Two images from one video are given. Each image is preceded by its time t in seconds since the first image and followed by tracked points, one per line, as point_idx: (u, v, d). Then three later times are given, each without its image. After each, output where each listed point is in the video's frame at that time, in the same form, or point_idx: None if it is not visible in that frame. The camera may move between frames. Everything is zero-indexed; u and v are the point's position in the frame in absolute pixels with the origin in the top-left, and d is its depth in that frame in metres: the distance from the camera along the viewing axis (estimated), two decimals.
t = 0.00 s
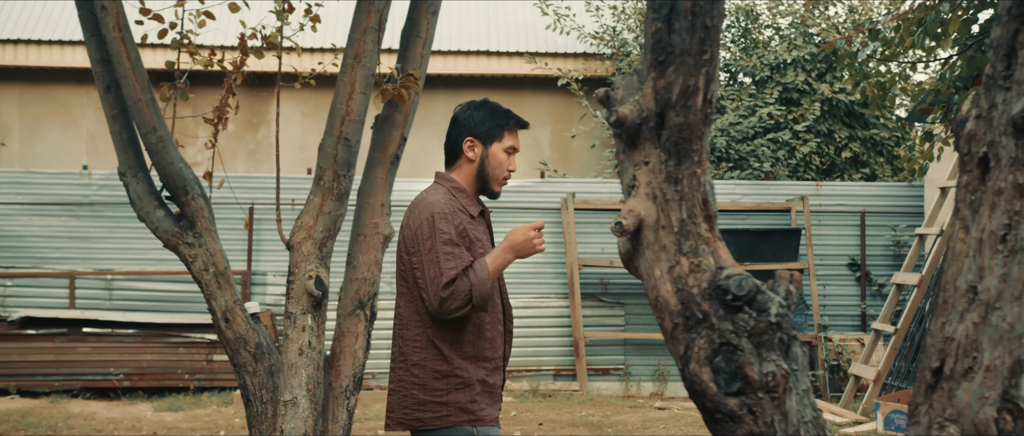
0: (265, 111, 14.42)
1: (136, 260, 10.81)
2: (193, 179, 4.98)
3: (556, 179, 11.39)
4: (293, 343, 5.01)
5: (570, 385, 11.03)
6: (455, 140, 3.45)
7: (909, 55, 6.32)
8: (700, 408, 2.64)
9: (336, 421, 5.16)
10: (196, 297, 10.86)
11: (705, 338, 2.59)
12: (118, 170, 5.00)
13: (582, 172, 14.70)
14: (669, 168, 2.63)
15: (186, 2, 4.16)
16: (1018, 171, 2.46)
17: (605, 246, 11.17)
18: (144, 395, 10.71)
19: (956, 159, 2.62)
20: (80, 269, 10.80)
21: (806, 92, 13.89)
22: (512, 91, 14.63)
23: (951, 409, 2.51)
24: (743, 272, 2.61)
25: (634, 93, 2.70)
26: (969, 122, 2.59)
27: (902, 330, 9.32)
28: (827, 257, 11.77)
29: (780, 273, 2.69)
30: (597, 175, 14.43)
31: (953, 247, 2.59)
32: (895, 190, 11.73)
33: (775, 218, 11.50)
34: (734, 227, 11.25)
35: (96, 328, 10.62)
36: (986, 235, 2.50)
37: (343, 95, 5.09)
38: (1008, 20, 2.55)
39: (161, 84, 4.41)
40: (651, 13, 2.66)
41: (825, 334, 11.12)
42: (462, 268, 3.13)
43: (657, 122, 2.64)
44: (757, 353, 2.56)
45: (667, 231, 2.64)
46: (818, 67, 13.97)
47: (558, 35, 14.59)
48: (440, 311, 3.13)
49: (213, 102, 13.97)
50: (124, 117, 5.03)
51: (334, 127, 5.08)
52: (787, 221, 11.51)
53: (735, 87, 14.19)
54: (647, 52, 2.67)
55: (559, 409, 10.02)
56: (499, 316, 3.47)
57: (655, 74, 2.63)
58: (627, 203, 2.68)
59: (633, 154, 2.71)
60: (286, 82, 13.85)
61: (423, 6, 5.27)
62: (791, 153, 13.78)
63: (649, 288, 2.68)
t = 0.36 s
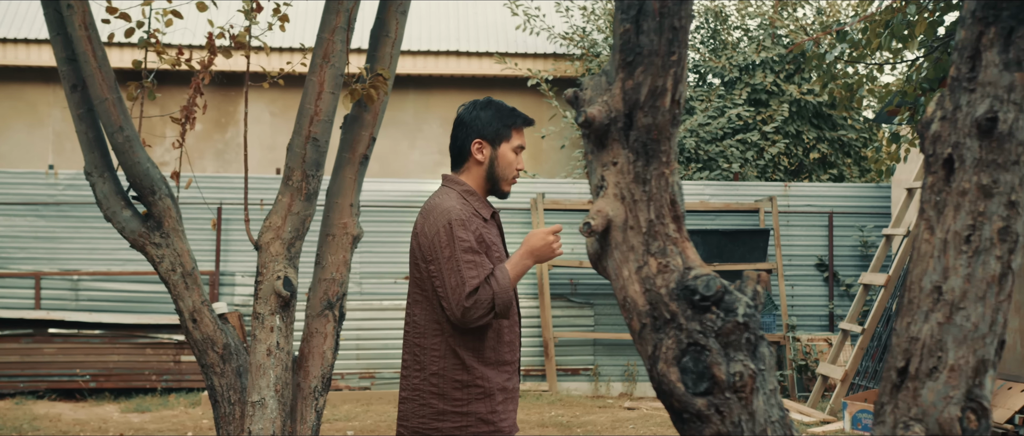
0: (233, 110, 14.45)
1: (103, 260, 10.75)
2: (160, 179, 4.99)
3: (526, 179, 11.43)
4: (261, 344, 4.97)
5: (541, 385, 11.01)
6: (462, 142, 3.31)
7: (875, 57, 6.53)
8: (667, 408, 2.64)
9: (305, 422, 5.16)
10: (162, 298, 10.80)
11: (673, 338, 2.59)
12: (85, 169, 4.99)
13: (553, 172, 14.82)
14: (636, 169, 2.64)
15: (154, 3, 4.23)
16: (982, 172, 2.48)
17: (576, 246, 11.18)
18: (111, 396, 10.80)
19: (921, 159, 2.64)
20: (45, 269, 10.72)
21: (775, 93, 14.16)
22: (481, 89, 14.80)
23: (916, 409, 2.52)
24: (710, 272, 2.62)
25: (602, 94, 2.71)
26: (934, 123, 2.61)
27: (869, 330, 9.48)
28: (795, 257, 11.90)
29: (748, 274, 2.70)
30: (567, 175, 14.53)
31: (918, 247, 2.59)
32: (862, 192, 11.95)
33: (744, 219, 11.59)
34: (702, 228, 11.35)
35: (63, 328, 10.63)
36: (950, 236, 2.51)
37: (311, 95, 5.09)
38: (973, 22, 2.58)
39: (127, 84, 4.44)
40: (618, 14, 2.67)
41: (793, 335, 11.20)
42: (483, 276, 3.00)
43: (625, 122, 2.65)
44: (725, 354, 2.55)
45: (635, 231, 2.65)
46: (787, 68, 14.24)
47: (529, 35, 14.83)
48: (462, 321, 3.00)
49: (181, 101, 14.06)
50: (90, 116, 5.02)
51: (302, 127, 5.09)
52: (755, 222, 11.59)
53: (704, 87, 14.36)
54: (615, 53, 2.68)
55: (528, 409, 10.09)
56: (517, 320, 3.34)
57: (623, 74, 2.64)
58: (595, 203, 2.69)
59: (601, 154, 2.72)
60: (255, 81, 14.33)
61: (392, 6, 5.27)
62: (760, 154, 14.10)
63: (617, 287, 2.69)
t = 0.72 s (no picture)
0: (207, 110, 14.58)
1: (75, 260, 10.77)
2: (131, 178, 4.96)
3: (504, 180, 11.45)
4: (235, 344, 4.95)
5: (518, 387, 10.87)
6: (479, 140, 3.30)
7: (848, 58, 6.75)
8: (641, 408, 2.64)
9: (279, 422, 5.21)
10: (135, 297, 10.87)
11: (647, 338, 2.59)
12: (55, 169, 4.96)
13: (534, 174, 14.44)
14: (610, 169, 2.65)
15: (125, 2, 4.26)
16: (952, 173, 2.49)
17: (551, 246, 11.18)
18: (83, 396, 10.80)
19: (893, 160, 2.65)
20: (17, 269, 10.72)
21: (749, 94, 14.64)
22: (455, 91, 15.04)
23: (887, 408, 2.53)
24: (684, 272, 2.62)
25: (575, 94, 2.72)
26: (905, 125, 2.63)
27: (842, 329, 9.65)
28: (769, 257, 12.04)
29: (721, 274, 2.70)
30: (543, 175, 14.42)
31: (891, 248, 2.60)
32: (835, 192, 12.10)
33: (718, 219, 11.80)
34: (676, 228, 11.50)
35: (34, 329, 10.64)
36: (922, 236, 2.52)
37: (284, 95, 5.08)
38: (943, 23, 2.59)
39: (99, 83, 4.43)
40: (593, 15, 2.67)
41: (767, 334, 11.42)
42: (499, 277, 2.98)
43: (599, 123, 2.66)
44: (698, 353, 2.55)
45: (609, 232, 2.66)
46: (760, 70, 14.69)
47: (500, 36, 14.98)
48: (478, 321, 2.98)
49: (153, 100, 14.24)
50: (62, 115, 5.03)
51: (275, 127, 5.08)
52: (729, 222, 11.80)
53: (679, 87, 14.83)
54: (589, 54, 2.69)
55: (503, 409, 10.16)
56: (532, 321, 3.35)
57: (597, 75, 2.65)
58: (569, 204, 2.70)
59: (576, 154, 2.73)
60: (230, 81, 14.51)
61: (365, 6, 5.27)
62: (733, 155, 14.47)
63: (591, 288, 2.70)
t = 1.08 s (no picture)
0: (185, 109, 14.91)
1: (53, 259, 10.90)
2: (109, 178, 4.95)
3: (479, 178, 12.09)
4: (213, 344, 4.93)
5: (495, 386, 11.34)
6: (490, 139, 3.33)
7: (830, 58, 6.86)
8: (619, 407, 2.64)
9: (257, 422, 5.20)
10: (112, 296, 10.98)
11: (625, 338, 2.59)
12: (32, 168, 4.95)
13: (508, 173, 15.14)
14: (589, 169, 2.66)
15: None
16: (928, 173, 2.49)
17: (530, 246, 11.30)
18: (61, 397, 11.01)
19: (870, 160, 2.65)
20: None
21: (728, 94, 14.90)
22: (436, 92, 15.49)
23: (864, 407, 2.53)
24: (662, 272, 2.62)
25: (555, 93, 2.73)
26: (882, 125, 2.63)
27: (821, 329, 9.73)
28: (747, 257, 12.19)
29: (700, 273, 2.70)
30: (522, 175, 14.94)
31: (867, 247, 2.59)
32: (814, 192, 12.27)
33: (697, 219, 11.93)
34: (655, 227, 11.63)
35: (12, 329, 10.84)
36: (899, 235, 2.51)
37: (264, 94, 5.07)
38: (919, 24, 2.60)
39: (76, 82, 4.41)
40: (571, 14, 2.67)
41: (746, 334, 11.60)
42: (507, 279, 2.99)
43: (578, 122, 2.67)
44: (676, 353, 2.55)
45: (588, 231, 2.66)
46: (739, 69, 14.96)
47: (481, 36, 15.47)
48: (484, 323, 2.99)
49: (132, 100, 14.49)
50: (38, 114, 4.99)
51: (254, 126, 5.06)
52: (708, 221, 11.94)
53: (658, 87, 15.13)
54: (567, 54, 2.69)
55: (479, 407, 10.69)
56: (537, 324, 3.38)
57: (575, 75, 2.65)
58: (548, 203, 2.70)
59: (554, 154, 2.73)
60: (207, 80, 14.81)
61: (346, 5, 5.26)
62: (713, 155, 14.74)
63: (569, 288, 2.70)
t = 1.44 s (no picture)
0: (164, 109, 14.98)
1: (30, 260, 10.85)
2: (87, 178, 4.94)
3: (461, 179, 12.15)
4: (192, 344, 4.91)
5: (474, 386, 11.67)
6: (497, 145, 3.46)
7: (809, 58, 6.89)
8: (599, 407, 2.64)
9: (236, 423, 5.15)
10: (89, 296, 10.98)
11: (604, 338, 2.59)
12: (9, 167, 4.91)
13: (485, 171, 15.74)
14: (568, 169, 2.66)
15: None
16: (906, 173, 2.49)
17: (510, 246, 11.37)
18: (38, 398, 10.95)
19: (849, 161, 2.66)
20: None
21: (708, 94, 15.04)
22: (417, 91, 15.54)
23: (842, 407, 2.52)
24: (641, 272, 2.63)
25: (534, 93, 2.73)
26: (860, 125, 2.64)
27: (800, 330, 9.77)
28: (728, 257, 12.24)
29: (679, 273, 2.71)
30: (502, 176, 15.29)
31: (846, 248, 2.59)
32: (794, 193, 12.31)
33: (678, 219, 11.96)
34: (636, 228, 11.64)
35: None
36: (877, 236, 2.51)
37: (243, 94, 5.07)
38: (897, 25, 2.61)
39: (54, 81, 4.41)
40: (551, 14, 2.67)
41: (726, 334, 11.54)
42: (512, 280, 3.06)
43: (557, 123, 2.67)
44: (655, 353, 2.55)
45: (567, 231, 2.66)
46: (721, 69, 15.10)
47: (462, 37, 15.57)
48: (490, 324, 3.04)
49: (110, 99, 14.53)
50: (15, 113, 4.98)
51: (233, 126, 5.06)
52: (688, 222, 11.97)
53: (639, 88, 15.22)
54: (547, 54, 2.69)
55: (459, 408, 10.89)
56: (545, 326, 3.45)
57: (554, 75, 2.65)
58: (527, 204, 2.71)
59: (534, 154, 2.73)
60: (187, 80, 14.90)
61: (326, 5, 5.25)
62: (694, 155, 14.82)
63: (549, 288, 2.70)
